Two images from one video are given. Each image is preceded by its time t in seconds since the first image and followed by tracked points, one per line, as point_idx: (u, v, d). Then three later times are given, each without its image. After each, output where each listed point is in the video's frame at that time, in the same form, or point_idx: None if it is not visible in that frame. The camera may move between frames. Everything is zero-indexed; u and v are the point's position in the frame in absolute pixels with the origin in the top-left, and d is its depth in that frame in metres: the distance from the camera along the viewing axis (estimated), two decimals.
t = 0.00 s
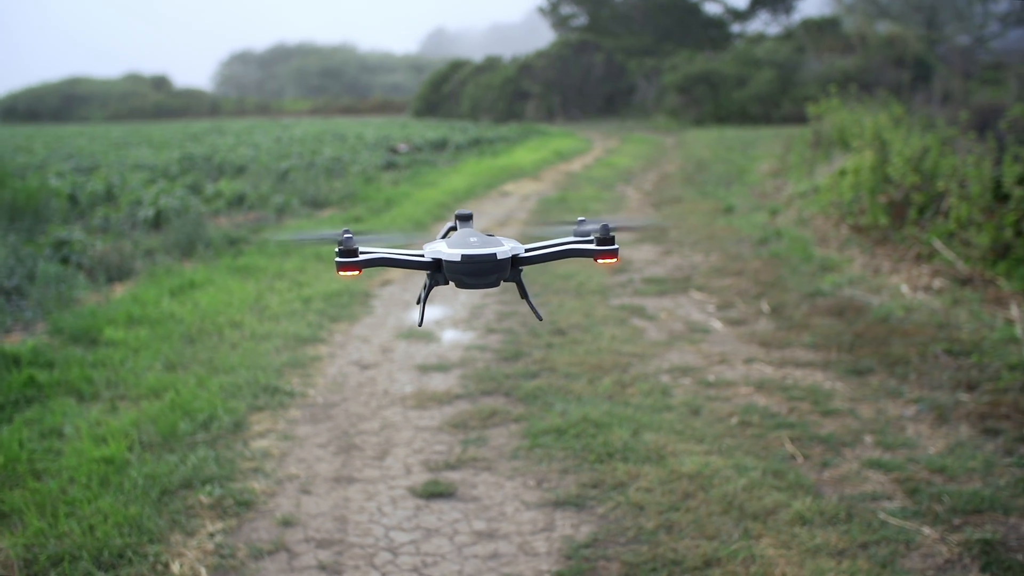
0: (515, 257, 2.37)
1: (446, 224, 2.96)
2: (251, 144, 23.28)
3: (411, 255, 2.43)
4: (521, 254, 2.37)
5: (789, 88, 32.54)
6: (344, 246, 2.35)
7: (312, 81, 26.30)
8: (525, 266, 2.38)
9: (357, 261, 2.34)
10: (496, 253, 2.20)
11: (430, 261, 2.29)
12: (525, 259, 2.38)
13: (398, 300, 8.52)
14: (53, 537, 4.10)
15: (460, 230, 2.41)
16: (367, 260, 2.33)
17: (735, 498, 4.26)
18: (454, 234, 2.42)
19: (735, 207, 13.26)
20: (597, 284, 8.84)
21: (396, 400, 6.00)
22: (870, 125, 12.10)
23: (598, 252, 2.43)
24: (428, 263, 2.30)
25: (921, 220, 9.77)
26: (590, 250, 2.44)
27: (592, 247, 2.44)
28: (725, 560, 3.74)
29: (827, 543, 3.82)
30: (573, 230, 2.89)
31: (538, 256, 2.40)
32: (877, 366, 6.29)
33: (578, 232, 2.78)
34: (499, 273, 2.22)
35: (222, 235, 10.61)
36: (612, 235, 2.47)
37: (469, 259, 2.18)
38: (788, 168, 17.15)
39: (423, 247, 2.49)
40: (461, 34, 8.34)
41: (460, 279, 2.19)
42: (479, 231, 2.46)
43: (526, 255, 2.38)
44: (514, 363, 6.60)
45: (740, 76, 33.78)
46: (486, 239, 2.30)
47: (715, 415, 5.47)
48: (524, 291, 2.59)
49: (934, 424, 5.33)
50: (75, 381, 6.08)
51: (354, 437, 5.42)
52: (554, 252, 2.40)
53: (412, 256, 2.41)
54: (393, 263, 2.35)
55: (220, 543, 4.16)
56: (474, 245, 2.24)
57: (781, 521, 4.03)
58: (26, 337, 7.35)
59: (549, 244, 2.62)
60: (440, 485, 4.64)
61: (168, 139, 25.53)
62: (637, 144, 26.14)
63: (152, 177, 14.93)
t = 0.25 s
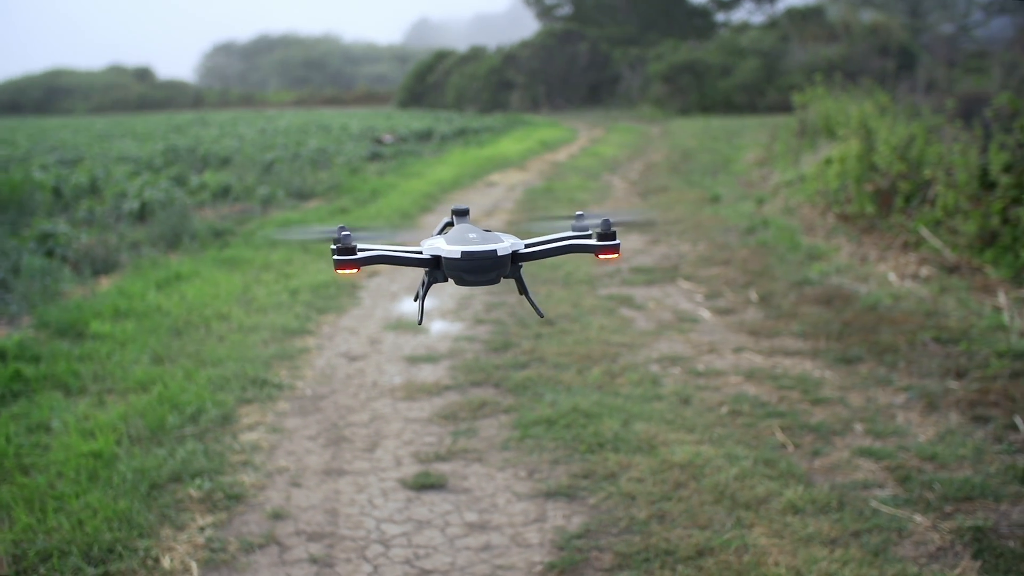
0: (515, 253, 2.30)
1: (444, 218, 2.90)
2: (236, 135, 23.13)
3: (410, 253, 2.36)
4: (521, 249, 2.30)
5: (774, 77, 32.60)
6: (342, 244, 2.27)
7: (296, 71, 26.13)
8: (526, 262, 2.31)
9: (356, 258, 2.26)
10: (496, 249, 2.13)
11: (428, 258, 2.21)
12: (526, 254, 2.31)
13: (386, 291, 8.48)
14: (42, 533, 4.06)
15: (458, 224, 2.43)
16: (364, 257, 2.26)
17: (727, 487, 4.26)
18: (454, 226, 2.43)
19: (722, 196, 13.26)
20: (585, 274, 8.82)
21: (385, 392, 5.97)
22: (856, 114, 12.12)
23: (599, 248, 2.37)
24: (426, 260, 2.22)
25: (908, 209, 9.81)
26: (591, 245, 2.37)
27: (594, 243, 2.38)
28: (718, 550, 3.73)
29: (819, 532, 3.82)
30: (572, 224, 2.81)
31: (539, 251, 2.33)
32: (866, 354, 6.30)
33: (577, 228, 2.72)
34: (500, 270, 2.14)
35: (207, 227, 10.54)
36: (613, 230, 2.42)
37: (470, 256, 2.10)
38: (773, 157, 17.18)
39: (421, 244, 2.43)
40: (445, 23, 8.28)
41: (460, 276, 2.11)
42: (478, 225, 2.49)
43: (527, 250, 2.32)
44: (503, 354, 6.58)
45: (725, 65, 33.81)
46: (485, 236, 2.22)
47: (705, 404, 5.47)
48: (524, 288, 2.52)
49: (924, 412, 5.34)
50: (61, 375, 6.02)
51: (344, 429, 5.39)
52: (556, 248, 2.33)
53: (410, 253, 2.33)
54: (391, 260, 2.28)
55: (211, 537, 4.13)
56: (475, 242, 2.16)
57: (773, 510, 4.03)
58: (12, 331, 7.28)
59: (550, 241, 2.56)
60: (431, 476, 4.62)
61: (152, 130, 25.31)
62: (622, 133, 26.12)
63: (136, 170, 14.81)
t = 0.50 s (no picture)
0: (515, 257, 2.29)
1: (440, 221, 2.87)
2: (221, 133, 22.99)
3: (408, 257, 2.33)
4: (521, 254, 2.29)
5: (757, 73, 32.73)
6: (340, 250, 2.23)
7: (279, 70, 25.96)
8: (525, 267, 2.31)
9: (354, 264, 2.22)
10: (496, 254, 2.12)
11: (427, 263, 2.20)
12: (525, 259, 2.30)
13: (374, 289, 8.45)
14: (30, 535, 4.01)
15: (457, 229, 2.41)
16: (363, 263, 2.22)
17: (719, 484, 4.26)
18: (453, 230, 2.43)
19: (708, 192, 13.28)
20: (574, 271, 8.81)
21: (375, 390, 5.95)
22: (843, 111, 12.16)
23: (600, 252, 2.38)
24: (425, 265, 2.21)
25: (895, 205, 9.86)
26: (592, 249, 2.38)
27: (594, 247, 2.38)
28: (711, 548, 3.72)
29: (812, 529, 3.82)
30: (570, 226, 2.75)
31: (538, 256, 2.33)
32: (856, 351, 6.31)
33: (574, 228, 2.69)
34: (500, 274, 2.14)
35: (194, 226, 10.48)
36: (614, 234, 2.42)
37: (469, 261, 2.09)
38: (758, 154, 17.23)
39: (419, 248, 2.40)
40: (430, 21, 8.23)
41: (459, 281, 2.11)
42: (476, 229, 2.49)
43: (526, 255, 2.31)
44: (493, 352, 6.56)
45: (708, 62, 33.90)
46: (484, 240, 2.22)
47: (695, 401, 5.47)
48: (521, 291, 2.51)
49: (914, 408, 5.36)
50: (48, 375, 5.97)
51: (334, 429, 5.36)
52: (555, 252, 2.33)
53: (408, 257, 2.31)
54: (390, 265, 2.24)
55: (201, 538, 4.10)
56: (474, 247, 2.15)
57: (765, 507, 4.03)
58: None
59: (547, 243, 2.55)
60: (422, 475, 4.60)
61: (136, 129, 25.14)
62: (608, 130, 26.13)
63: (122, 168, 14.70)
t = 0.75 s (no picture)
0: (509, 259, 2.24)
1: (428, 222, 2.79)
2: (202, 129, 22.80)
3: (400, 261, 2.27)
4: (516, 255, 2.24)
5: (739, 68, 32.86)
6: (333, 255, 2.16)
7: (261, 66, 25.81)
8: (519, 268, 2.25)
9: (347, 269, 2.15)
10: (491, 256, 2.07)
11: (420, 265, 2.14)
12: (519, 260, 2.24)
13: (357, 286, 8.41)
14: (14, 534, 3.96)
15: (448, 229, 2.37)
16: (356, 268, 2.14)
17: (707, 478, 4.26)
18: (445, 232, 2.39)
19: (691, 186, 13.29)
20: (558, 266, 8.79)
21: (360, 386, 5.92)
22: (825, 104, 12.20)
23: (596, 252, 2.35)
24: (418, 268, 2.14)
25: (878, 197, 9.94)
26: (589, 250, 2.35)
27: (590, 247, 2.35)
28: (700, 541, 3.72)
29: (800, 522, 3.83)
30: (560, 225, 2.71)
31: (533, 257, 2.27)
32: (841, 344, 6.33)
33: (566, 227, 2.65)
34: (494, 277, 2.09)
35: (176, 223, 10.39)
36: (610, 233, 2.39)
37: (464, 264, 2.05)
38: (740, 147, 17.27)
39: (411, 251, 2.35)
40: (413, 18, 8.17)
41: (454, 284, 2.06)
42: (469, 230, 2.47)
43: (522, 256, 2.25)
44: (478, 347, 6.54)
45: (691, 56, 33.98)
46: (478, 242, 2.17)
47: (681, 395, 5.47)
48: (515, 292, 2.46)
49: (900, 400, 5.38)
50: (30, 373, 5.90)
51: (319, 425, 5.32)
52: (551, 253, 2.27)
53: (400, 260, 2.24)
54: (383, 269, 2.18)
55: (186, 536, 4.06)
56: (468, 249, 2.10)
57: (753, 501, 4.03)
58: None
59: (540, 245, 2.51)
60: (408, 471, 4.57)
61: (116, 126, 24.90)
62: (590, 125, 26.14)
63: (102, 165, 14.56)
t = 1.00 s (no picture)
0: (506, 258, 2.21)
1: (421, 221, 2.73)
2: (188, 124, 22.66)
3: (396, 261, 2.23)
4: (513, 254, 2.21)
5: (726, 61, 32.93)
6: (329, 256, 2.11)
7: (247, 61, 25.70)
8: (516, 267, 2.22)
9: (344, 270, 2.10)
10: (489, 256, 2.05)
11: (417, 266, 2.11)
12: (517, 259, 2.21)
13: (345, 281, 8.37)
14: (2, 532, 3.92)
15: (442, 228, 2.33)
16: (353, 269, 2.09)
17: (699, 472, 4.26)
18: (437, 231, 2.36)
19: (680, 180, 13.30)
20: (547, 260, 8.77)
21: (350, 381, 5.89)
22: (813, 98, 12.22)
23: (594, 250, 2.33)
24: (414, 268, 2.11)
25: (866, 191, 9.99)
26: (586, 248, 2.32)
27: (588, 246, 2.33)
28: (692, 536, 3.71)
29: (793, 516, 3.83)
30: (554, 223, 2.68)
31: (531, 255, 2.23)
32: (831, 337, 6.34)
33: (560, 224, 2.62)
34: (491, 277, 2.07)
35: (163, 218, 10.32)
36: (607, 231, 2.36)
37: (461, 264, 2.02)
38: (727, 141, 17.28)
39: (405, 249, 2.31)
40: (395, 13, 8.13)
41: (451, 284, 2.03)
42: (464, 229, 2.44)
43: (519, 254, 2.21)
44: (468, 342, 6.52)
45: (678, 51, 34.01)
46: (474, 241, 2.15)
47: (672, 389, 5.46)
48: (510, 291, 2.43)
49: (891, 393, 5.39)
50: (17, 369, 5.85)
51: (309, 421, 5.30)
52: (549, 251, 2.23)
53: (395, 261, 2.21)
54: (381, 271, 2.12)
55: (177, 532, 4.03)
56: (465, 248, 2.08)
57: (745, 495, 4.03)
58: None
59: (536, 243, 2.48)
60: (399, 467, 4.55)
61: (100, 121, 24.72)
62: (576, 119, 26.13)
63: (88, 160, 14.46)
